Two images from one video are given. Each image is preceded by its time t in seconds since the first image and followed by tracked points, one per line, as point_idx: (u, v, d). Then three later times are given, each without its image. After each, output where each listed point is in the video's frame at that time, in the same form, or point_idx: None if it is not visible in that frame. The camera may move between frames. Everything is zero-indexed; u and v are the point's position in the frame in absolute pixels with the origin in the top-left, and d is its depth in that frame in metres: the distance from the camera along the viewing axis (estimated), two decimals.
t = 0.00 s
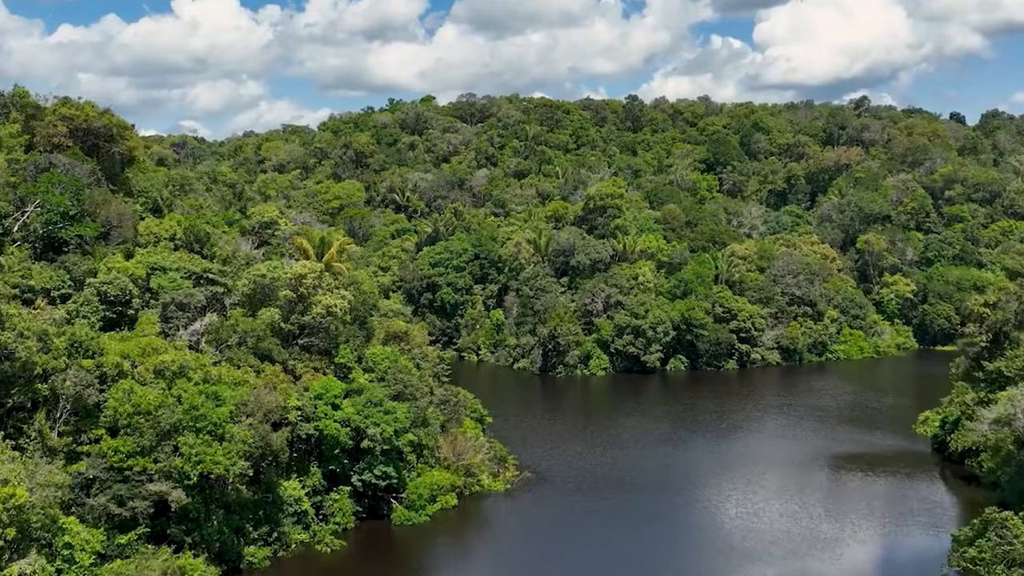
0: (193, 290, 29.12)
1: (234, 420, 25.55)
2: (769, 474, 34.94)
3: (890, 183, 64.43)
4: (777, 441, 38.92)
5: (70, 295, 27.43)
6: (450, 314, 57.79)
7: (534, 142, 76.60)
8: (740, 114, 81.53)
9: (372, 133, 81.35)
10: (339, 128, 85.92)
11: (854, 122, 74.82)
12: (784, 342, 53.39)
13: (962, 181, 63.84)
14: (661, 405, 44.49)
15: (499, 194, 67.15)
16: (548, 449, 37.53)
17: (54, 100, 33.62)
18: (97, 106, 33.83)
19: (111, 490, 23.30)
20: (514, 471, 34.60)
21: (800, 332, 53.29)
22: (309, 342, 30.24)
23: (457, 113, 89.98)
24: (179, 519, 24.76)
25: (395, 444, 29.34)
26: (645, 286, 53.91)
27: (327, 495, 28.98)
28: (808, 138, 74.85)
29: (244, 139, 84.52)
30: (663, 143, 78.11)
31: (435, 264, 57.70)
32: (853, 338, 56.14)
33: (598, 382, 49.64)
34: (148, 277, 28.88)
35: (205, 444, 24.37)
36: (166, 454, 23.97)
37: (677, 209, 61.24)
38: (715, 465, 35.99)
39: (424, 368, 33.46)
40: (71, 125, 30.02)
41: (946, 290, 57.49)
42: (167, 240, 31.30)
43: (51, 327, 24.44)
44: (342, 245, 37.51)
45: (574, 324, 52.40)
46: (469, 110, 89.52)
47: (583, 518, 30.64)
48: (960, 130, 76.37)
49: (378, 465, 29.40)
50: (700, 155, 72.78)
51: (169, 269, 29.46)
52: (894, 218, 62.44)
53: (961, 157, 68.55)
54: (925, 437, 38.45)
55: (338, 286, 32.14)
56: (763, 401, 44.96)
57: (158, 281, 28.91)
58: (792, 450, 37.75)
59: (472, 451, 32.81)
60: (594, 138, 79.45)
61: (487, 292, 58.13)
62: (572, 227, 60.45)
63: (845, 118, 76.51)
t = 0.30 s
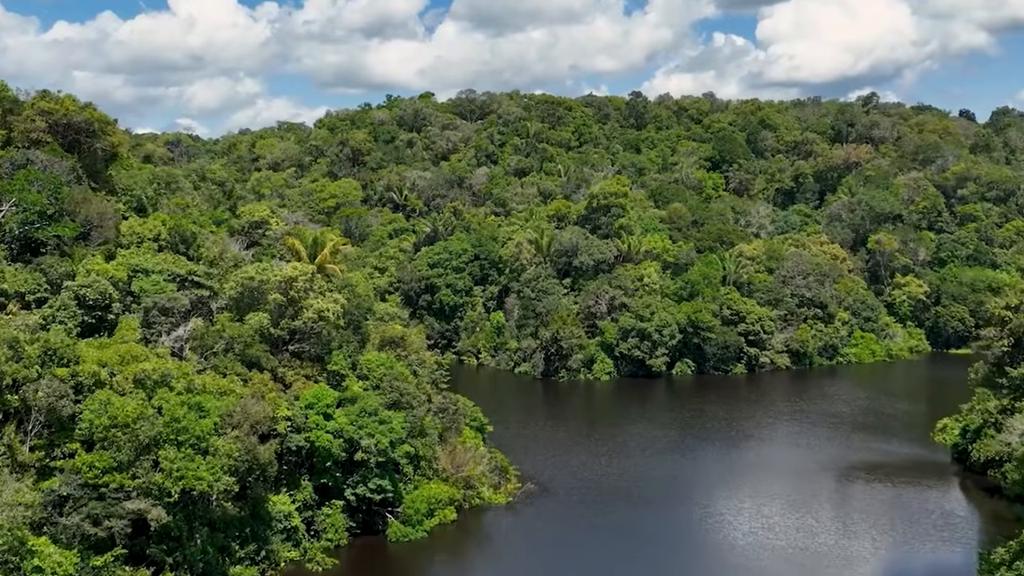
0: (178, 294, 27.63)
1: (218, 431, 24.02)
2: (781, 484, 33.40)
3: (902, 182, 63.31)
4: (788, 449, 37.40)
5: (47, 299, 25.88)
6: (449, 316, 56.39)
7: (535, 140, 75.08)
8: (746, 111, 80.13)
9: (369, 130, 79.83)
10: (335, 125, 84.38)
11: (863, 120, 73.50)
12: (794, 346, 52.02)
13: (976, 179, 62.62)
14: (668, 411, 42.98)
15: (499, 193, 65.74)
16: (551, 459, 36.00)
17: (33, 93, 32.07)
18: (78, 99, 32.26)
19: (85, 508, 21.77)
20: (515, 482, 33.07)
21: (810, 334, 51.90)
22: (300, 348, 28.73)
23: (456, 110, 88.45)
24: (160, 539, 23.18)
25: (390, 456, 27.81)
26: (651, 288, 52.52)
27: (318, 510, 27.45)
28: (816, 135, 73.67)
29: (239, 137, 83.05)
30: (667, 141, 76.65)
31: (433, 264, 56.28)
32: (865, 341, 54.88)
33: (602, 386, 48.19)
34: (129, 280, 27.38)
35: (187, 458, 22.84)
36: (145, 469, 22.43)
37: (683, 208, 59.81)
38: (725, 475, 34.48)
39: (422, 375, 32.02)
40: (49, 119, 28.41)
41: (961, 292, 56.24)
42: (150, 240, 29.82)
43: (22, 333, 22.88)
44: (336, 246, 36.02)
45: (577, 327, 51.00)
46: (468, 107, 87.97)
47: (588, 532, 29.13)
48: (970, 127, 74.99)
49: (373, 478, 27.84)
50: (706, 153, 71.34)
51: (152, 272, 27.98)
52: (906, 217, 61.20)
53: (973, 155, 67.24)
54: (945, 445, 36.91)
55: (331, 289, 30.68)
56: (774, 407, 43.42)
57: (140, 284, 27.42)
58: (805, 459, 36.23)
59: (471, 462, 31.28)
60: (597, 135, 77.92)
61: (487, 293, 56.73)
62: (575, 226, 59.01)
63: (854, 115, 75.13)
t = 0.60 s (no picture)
0: (163, 297, 26.30)
1: (202, 443, 22.64)
2: (794, 495, 31.98)
3: (912, 180, 62.19)
4: (800, 458, 35.99)
5: (23, 302, 24.49)
6: (448, 318, 55.14)
7: (536, 137, 73.76)
8: (752, 108, 78.88)
9: (366, 127, 78.51)
10: (331, 122, 83.00)
11: (872, 117, 72.37)
12: (803, 348, 50.83)
13: (988, 177, 61.43)
14: (675, 417, 41.62)
15: (500, 191, 64.52)
16: (554, 469, 34.60)
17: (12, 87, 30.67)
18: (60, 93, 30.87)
19: (59, 527, 20.33)
20: (517, 493, 31.68)
21: (820, 337, 50.69)
22: (291, 354, 27.37)
23: (455, 106, 87.07)
24: (140, 557, 21.70)
25: (386, 467, 26.43)
26: (656, 289, 51.30)
27: (310, 524, 26.10)
28: (823, 132, 72.43)
29: (234, 134, 81.74)
30: (671, 138, 75.36)
31: (431, 265, 54.99)
32: (876, 343, 53.69)
33: (606, 391, 46.88)
34: (110, 282, 26.03)
35: (169, 472, 21.42)
36: (124, 484, 21.00)
37: (689, 207, 58.55)
38: (735, 484, 33.10)
39: (421, 382, 30.74)
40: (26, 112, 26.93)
41: (974, 293, 55.14)
42: (134, 241, 28.50)
43: None
44: (330, 246, 34.68)
45: (580, 330, 49.74)
46: (468, 104, 86.57)
47: (594, 546, 27.74)
48: (980, 125, 73.76)
49: (367, 491, 26.45)
50: (711, 151, 70.06)
51: (135, 274, 26.64)
52: (917, 217, 60.02)
53: (984, 152, 66.11)
54: (963, 454, 35.55)
55: (323, 292, 29.42)
56: (783, 413, 42.03)
57: (122, 286, 26.06)
58: (818, 468, 34.84)
59: (471, 472, 29.93)
60: (599, 132, 76.51)
61: (487, 295, 55.47)
62: (577, 226, 57.73)
63: (862, 111, 73.95)
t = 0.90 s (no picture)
0: (144, 301, 24.85)
1: (183, 457, 21.17)
2: (809, 507, 30.45)
3: (924, 178, 60.98)
4: (813, 468, 34.46)
5: None
6: (448, 320, 53.71)
7: (538, 134, 72.24)
8: (759, 105, 77.54)
9: (362, 124, 77.07)
10: (328, 119, 81.50)
11: (882, 113, 71.18)
12: (814, 352, 49.43)
13: (1002, 175, 60.13)
14: (683, 425, 40.13)
15: (500, 190, 63.16)
16: (557, 480, 33.12)
17: None
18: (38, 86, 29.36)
19: (27, 549, 18.86)
20: (518, 506, 30.22)
21: (831, 340, 49.28)
22: (280, 361, 25.92)
23: (455, 102, 85.57)
24: None
25: (380, 481, 24.87)
26: (662, 290, 49.96)
27: (300, 542, 24.59)
28: (832, 129, 71.02)
29: (229, 131, 80.26)
30: (676, 135, 73.92)
31: (430, 265, 53.52)
32: (889, 346, 52.33)
33: (611, 396, 45.41)
34: (87, 285, 24.57)
35: (147, 489, 19.89)
36: (98, 504, 19.61)
37: (696, 206, 57.17)
38: (747, 496, 31.59)
39: (419, 390, 29.31)
40: None
41: (990, 295, 54.16)
42: (115, 243, 27.06)
43: None
44: (322, 246, 33.24)
45: (584, 333, 48.35)
46: (467, 100, 85.05)
47: (600, 563, 26.25)
48: (992, 122, 72.45)
49: (361, 506, 24.91)
50: (717, 148, 68.66)
51: (114, 277, 25.20)
52: (929, 216, 58.67)
53: (997, 150, 64.90)
54: (985, 463, 34.03)
55: (313, 296, 28.00)
56: (795, 420, 40.55)
57: (100, 289, 24.61)
58: (832, 478, 33.33)
59: (470, 485, 28.50)
60: (602, 129, 74.93)
61: (487, 296, 54.03)
62: (580, 225, 56.30)
63: (872, 108, 72.68)
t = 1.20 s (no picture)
0: (123, 306, 23.44)
1: (162, 474, 19.76)
2: (824, 521, 29.01)
3: (936, 175, 59.57)
4: (827, 478, 33.03)
5: None
6: (447, 323, 52.32)
7: (539, 131, 70.77)
8: (765, 102, 76.19)
9: (358, 121, 75.67)
10: (323, 116, 80.06)
11: (892, 110, 69.90)
12: (824, 356, 48.08)
13: (1016, 174, 58.89)
14: (690, 432, 38.72)
15: (501, 189, 61.81)
16: (560, 492, 31.71)
17: None
18: (15, 79, 27.94)
19: None
20: (520, 520, 28.80)
21: (842, 343, 47.92)
22: (269, 369, 24.52)
23: (454, 99, 84.09)
24: None
25: (375, 497, 23.30)
26: (669, 292, 48.54)
27: (290, 562, 23.16)
28: (840, 126, 69.66)
29: (223, 129, 78.78)
30: (680, 132, 72.53)
31: (428, 266, 52.13)
32: (902, 349, 51.10)
33: (615, 402, 43.99)
34: (62, 289, 23.17)
35: (122, 509, 18.50)
36: (68, 526, 18.09)
37: (702, 204, 55.77)
38: (759, 509, 30.16)
39: (417, 399, 27.93)
40: None
41: (1006, 297, 53.08)
42: (93, 244, 25.65)
43: None
44: (315, 246, 31.82)
45: (588, 336, 47.00)
46: (467, 97, 83.62)
47: None
48: (1003, 119, 71.17)
49: (355, 523, 23.36)
50: (722, 146, 67.26)
51: (91, 281, 23.78)
52: (942, 215, 57.34)
53: (1010, 148, 63.57)
54: (1007, 474, 32.59)
55: (303, 300, 26.61)
56: (806, 427, 39.12)
57: (76, 294, 23.21)
58: (848, 490, 31.89)
59: (470, 499, 27.13)
60: (605, 126, 73.54)
61: (487, 298, 52.62)
62: (583, 224, 54.91)
63: (881, 105, 71.47)
